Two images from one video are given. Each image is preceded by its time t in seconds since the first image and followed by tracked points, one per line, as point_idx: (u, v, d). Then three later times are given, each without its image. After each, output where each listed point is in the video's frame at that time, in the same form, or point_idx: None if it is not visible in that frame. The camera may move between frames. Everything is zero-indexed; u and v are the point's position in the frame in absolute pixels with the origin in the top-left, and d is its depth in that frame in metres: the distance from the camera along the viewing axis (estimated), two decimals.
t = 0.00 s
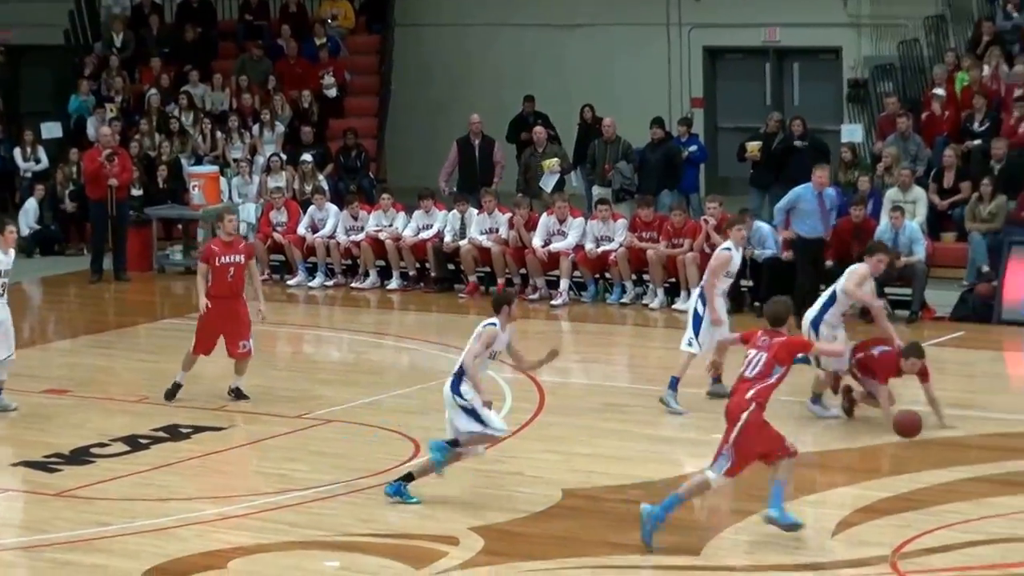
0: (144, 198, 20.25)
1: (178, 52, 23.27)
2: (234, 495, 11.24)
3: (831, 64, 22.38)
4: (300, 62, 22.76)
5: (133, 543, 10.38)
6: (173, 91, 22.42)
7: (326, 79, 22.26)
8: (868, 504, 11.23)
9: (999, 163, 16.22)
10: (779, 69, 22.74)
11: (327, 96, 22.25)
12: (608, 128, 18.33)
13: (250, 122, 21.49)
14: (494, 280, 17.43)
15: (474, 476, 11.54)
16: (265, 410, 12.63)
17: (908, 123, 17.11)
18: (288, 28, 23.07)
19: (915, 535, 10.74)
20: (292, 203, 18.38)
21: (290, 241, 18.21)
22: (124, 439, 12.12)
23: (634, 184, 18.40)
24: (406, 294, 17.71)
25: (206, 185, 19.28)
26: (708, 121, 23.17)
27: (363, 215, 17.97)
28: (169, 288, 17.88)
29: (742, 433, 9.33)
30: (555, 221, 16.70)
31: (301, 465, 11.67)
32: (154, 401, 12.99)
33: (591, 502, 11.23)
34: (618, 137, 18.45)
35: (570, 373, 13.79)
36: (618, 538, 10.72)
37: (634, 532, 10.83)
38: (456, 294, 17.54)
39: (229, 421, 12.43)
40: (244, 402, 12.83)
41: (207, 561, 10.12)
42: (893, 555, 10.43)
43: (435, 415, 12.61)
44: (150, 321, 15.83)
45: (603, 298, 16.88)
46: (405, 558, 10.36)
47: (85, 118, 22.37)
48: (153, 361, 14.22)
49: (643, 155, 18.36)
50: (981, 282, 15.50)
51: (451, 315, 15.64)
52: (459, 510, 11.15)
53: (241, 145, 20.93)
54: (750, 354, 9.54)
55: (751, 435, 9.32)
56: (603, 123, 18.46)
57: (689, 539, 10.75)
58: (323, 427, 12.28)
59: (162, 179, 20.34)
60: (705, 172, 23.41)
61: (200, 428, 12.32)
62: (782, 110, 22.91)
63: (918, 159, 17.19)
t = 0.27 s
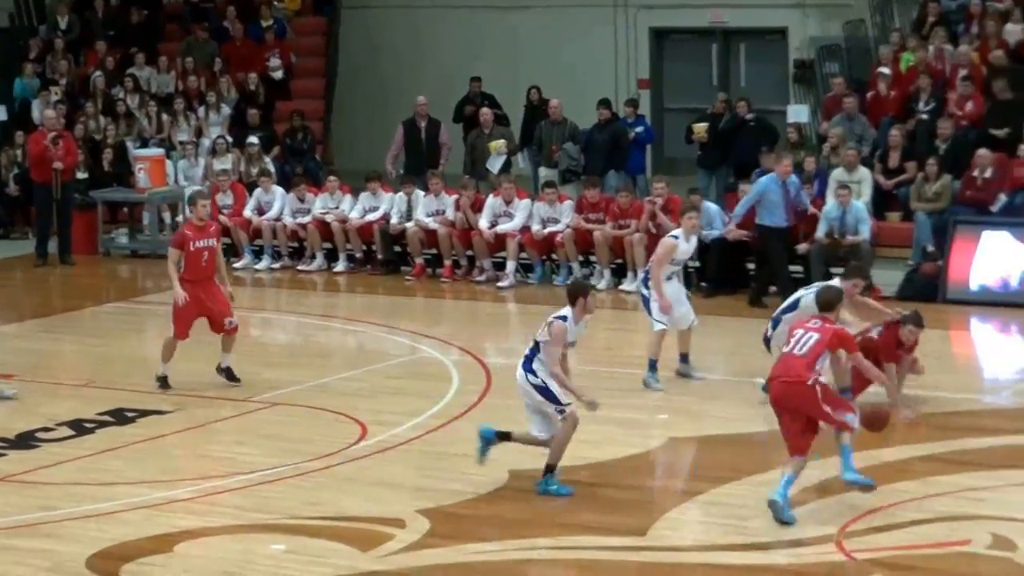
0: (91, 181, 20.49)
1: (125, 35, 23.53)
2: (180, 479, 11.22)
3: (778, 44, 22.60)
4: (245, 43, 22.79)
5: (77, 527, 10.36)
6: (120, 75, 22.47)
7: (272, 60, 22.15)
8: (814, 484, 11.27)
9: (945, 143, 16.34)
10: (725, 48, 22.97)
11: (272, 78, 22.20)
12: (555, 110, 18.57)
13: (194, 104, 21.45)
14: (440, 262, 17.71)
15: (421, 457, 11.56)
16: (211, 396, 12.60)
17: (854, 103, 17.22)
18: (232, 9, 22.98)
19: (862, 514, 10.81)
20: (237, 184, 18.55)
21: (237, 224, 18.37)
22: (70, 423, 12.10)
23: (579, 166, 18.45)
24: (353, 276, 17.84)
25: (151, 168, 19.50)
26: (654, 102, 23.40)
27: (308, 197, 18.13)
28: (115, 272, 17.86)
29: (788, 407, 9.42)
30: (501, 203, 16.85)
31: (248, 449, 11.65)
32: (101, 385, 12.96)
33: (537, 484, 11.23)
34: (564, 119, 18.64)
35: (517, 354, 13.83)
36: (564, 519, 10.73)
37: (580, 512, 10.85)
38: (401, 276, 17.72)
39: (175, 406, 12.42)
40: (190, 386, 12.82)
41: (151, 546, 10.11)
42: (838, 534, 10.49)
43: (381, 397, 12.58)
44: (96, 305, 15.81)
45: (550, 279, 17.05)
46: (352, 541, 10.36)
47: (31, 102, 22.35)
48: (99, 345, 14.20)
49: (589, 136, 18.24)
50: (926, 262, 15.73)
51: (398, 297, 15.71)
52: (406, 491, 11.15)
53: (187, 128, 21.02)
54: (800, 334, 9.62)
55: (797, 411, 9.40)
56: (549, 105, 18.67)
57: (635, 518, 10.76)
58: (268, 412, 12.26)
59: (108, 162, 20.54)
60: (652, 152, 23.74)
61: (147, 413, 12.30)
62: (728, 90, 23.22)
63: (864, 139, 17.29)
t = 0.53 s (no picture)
0: (31, 157, 20.51)
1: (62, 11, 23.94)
2: (122, 456, 11.21)
3: (715, 18, 23.52)
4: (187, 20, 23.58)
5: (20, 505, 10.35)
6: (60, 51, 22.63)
7: (212, 37, 22.91)
8: (757, 456, 11.31)
9: (883, 115, 16.95)
10: (666, 23, 23.90)
11: (213, 53, 22.90)
12: (496, 84, 19.24)
13: (135, 80, 21.99)
14: (382, 237, 18.52)
15: (363, 433, 11.58)
16: (154, 375, 12.59)
17: (795, 75, 17.76)
18: None
19: (804, 485, 10.86)
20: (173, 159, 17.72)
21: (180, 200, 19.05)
22: (12, 402, 12.06)
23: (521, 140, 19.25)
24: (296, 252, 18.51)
25: (91, 144, 19.91)
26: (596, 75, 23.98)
27: (252, 174, 18.93)
28: (57, 250, 17.82)
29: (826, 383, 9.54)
30: (444, 177, 17.58)
31: (191, 425, 11.66)
32: (43, 363, 12.93)
33: (481, 458, 11.26)
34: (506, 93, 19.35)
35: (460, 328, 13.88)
36: (506, 493, 10.75)
37: (521, 486, 10.87)
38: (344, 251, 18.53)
39: (118, 383, 12.41)
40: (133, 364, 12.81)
41: (96, 523, 10.11)
42: (781, 506, 10.53)
43: (323, 374, 12.61)
44: (37, 282, 15.79)
45: (492, 254, 17.69)
46: (296, 517, 10.35)
47: None
48: (40, 323, 14.17)
49: (532, 110, 18.70)
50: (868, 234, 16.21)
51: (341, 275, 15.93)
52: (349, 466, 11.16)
53: (127, 104, 21.51)
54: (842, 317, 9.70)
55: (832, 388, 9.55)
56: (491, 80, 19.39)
57: (576, 493, 10.79)
58: (210, 390, 12.28)
59: (46, 139, 20.64)
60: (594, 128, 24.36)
61: (91, 390, 12.29)
62: (670, 63, 23.96)
63: (805, 110, 17.74)
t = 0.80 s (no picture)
0: None
1: None
2: (63, 432, 11.19)
3: None
4: None
5: None
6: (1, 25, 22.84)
7: (152, 11, 23.05)
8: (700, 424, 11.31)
9: (825, 84, 17.34)
10: None
11: (152, 26, 23.05)
12: (436, 56, 19.77)
13: (75, 55, 22.61)
14: (324, 209, 19.18)
15: (306, 406, 11.60)
16: (95, 350, 12.56)
17: (734, 45, 18.16)
18: None
19: (748, 454, 10.79)
20: (118, 135, 19.61)
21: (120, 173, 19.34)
22: None
23: (462, 110, 19.75)
24: (238, 225, 19.11)
25: (31, 119, 19.83)
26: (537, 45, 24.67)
27: (191, 147, 19.58)
28: None
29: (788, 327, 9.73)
30: (385, 148, 18.19)
31: (132, 399, 11.66)
32: None
33: (422, 429, 11.29)
34: (446, 65, 19.88)
35: (402, 301, 13.94)
36: (449, 463, 10.77)
37: (463, 457, 10.89)
38: (287, 224, 18.96)
39: (60, 358, 12.39)
40: (74, 339, 12.80)
41: (38, 499, 10.10)
42: (724, 475, 10.48)
43: (265, 348, 12.64)
44: None
45: (435, 225, 18.28)
46: (241, 491, 10.34)
47: None
48: None
49: (473, 82, 19.14)
50: (809, 202, 16.50)
51: (283, 245, 16.48)
52: (293, 439, 11.17)
53: (67, 78, 22.03)
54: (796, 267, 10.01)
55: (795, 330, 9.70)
56: (431, 52, 19.90)
57: (520, 463, 10.79)
58: (150, 364, 12.27)
59: None
60: (535, 96, 24.98)
61: (32, 365, 12.27)
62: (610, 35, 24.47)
63: (746, 79, 18.18)
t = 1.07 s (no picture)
0: None
1: None
2: (17, 414, 11.16)
3: None
4: None
5: None
6: None
7: None
8: (653, 399, 11.31)
9: (777, 59, 17.61)
10: None
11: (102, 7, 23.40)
12: (389, 34, 19.98)
13: (26, 34, 22.56)
14: (276, 187, 19.61)
15: (260, 384, 11.60)
16: (47, 331, 12.52)
17: (685, 22, 18.23)
18: None
19: (702, 429, 10.80)
20: (70, 115, 20.16)
21: (71, 152, 20.04)
22: None
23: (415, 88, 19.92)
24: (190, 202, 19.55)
25: None
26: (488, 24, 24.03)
27: (145, 127, 20.03)
28: None
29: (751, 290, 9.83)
30: (337, 126, 18.54)
31: (85, 379, 11.64)
32: None
33: (376, 406, 11.29)
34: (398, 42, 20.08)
35: (357, 278, 13.96)
36: (403, 441, 10.78)
37: (417, 434, 10.89)
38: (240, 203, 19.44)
39: (14, 338, 12.36)
40: (28, 319, 12.78)
41: None
42: (678, 451, 10.48)
43: (219, 326, 12.64)
44: None
45: (387, 203, 18.68)
46: (195, 470, 10.33)
47: None
48: None
49: (426, 59, 19.56)
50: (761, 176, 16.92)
51: (236, 224, 16.53)
52: (247, 417, 11.17)
53: (18, 57, 21.95)
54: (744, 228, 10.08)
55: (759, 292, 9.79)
56: (383, 29, 20.09)
57: (475, 440, 10.79)
58: (103, 345, 12.24)
59: None
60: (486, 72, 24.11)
61: None
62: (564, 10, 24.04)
63: (696, 57, 18.28)
